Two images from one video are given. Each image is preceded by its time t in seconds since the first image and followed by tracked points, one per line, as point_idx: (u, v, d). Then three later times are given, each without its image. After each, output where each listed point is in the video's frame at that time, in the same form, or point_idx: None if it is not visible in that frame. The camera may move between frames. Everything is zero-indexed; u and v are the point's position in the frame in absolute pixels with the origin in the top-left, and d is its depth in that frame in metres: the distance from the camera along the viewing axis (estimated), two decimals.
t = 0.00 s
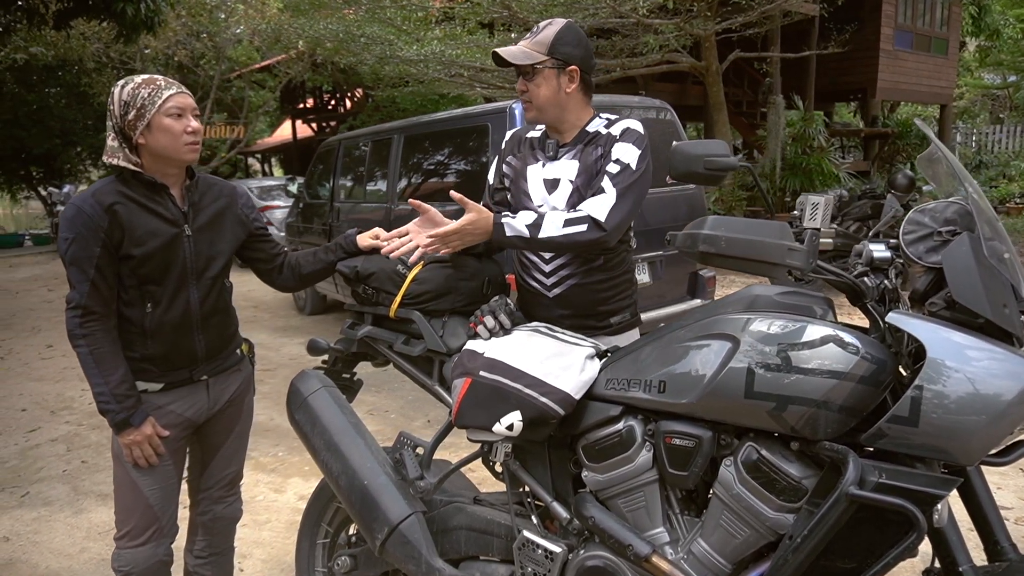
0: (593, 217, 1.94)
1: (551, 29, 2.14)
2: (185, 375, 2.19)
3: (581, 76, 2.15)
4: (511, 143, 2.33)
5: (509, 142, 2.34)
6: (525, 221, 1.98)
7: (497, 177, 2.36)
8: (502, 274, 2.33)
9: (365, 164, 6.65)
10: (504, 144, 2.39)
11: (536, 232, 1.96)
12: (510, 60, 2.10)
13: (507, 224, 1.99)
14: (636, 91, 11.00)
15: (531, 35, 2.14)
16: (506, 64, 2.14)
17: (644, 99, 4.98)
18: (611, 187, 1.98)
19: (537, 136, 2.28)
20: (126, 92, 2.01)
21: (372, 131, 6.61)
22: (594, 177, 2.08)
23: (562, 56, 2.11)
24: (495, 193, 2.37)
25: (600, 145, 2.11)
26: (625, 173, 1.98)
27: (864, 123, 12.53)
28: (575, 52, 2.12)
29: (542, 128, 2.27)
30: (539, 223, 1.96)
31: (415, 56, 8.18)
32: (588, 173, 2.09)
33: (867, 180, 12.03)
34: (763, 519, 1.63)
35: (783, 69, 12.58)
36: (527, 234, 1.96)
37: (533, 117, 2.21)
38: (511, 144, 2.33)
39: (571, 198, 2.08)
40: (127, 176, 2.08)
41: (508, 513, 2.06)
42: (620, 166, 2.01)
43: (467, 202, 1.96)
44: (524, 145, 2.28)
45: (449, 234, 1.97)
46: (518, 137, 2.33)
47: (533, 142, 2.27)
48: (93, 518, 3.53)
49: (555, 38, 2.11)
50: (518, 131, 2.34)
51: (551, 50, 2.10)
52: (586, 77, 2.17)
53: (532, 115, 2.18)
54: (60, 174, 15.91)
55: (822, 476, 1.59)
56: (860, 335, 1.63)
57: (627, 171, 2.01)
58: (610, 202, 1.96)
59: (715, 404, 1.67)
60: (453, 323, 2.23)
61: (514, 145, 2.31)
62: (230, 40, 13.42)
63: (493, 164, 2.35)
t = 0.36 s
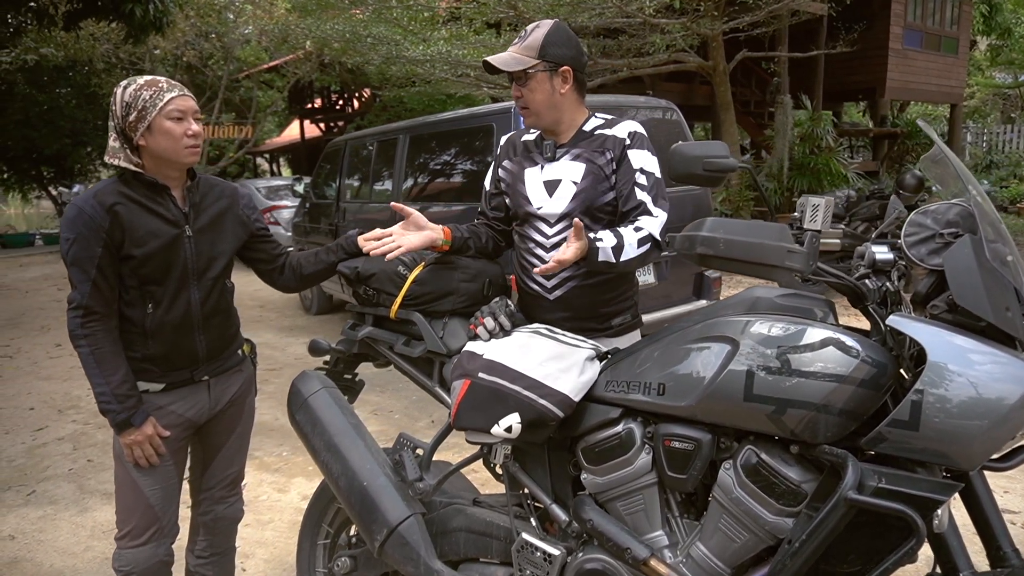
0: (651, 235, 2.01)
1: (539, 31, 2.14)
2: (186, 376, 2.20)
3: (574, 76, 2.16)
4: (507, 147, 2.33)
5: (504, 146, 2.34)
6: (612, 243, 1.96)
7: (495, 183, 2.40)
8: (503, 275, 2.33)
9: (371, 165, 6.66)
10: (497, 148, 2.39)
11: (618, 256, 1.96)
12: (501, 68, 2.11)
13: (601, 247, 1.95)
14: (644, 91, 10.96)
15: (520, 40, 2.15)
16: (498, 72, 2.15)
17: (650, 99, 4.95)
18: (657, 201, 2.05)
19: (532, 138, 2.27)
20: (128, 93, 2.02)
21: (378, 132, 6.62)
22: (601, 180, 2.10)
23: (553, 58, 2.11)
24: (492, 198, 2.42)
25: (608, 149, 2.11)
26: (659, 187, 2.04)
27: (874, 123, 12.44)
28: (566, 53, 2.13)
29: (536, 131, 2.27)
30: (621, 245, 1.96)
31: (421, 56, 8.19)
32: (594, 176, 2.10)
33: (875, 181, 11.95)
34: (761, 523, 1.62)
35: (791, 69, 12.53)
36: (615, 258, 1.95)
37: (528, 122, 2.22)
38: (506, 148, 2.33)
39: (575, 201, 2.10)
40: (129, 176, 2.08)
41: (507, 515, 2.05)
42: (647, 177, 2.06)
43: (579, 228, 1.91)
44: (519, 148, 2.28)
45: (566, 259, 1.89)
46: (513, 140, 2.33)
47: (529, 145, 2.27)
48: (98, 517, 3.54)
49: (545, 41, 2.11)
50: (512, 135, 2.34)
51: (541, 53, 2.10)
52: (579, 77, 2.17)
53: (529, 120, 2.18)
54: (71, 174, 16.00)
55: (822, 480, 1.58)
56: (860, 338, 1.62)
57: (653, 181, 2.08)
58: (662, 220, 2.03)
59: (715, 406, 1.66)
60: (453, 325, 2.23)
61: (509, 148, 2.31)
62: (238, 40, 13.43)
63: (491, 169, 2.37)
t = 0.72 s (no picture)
0: (654, 240, 1.98)
1: (539, 29, 2.12)
2: (183, 377, 2.18)
3: (573, 75, 2.13)
4: (505, 148, 2.31)
5: (502, 146, 2.32)
6: (620, 251, 1.92)
7: (493, 183, 2.38)
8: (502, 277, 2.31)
9: (377, 164, 6.66)
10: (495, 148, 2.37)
11: (625, 264, 1.93)
12: (500, 65, 2.09)
13: (609, 256, 1.91)
14: (652, 91, 10.91)
15: (520, 37, 2.13)
16: (496, 70, 2.13)
17: (657, 99, 4.91)
18: (660, 204, 2.02)
19: (531, 139, 2.24)
20: (126, 94, 2.00)
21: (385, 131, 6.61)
22: (601, 181, 2.07)
23: (552, 57, 2.08)
24: (492, 199, 2.41)
25: (608, 149, 2.08)
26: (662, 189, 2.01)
27: (884, 122, 12.33)
28: (566, 52, 2.11)
29: (535, 131, 2.24)
30: (628, 252, 1.92)
31: (427, 56, 8.19)
32: (594, 176, 2.07)
33: (886, 181, 11.84)
34: (760, 531, 1.59)
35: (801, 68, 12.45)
36: (620, 268, 1.93)
37: (528, 121, 2.19)
38: (505, 149, 2.30)
39: (573, 202, 2.07)
40: (126, 176, 2.07)
41: (503, 520, 2.03)
42: (648, 179, 2.04)
43: (590, 238, 1.86)
44: (517, 149, 2.25)
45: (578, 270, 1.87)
46: (511, 140, 2.31)
47: (527, 145, 2.24)
48: (101, 517, 3.54)
49: (544, 39, 2.09)
50: (511, 135, 2.31)
51: (540, 51, 2.07)
52: (578, 76, 2.15)
53: (528, 119, 2.15)
54: (82, 174, 16.10)
55: (823, 488, 1.55)
56: (862, 343, 1.58)
57: (654, 182, 2.05)
58: (665, 224, 2.00)
59: (713, 412, 1.63)
60: (451, 327, 2.21)
61: (508, 149, 2.28)
62: (248, 40, 13.51)
63: (489, 170, 2.34)
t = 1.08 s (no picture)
0: (647, 238, 1.93)
1: (534, 32, 2.09)
2: (176, 380, 2.16)
3: (569, 79, 2.09)
4: (502, 149, 2.28)
5: (500, 149, 2.29)
6: (599, 236, 1.89)
7: (490, 185, 2.36)
8: (499, 280, 2.28)
9: (383, 165, 6.65)
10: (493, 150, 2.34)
11: (605, 250, 1.89)
12: (492, 69, 2.06)
13: (586, 238, 1.88)
14: (661, 91, 10.86)
15: (515, 40, 2.10)
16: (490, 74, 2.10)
17: (664, 99, 4.86)
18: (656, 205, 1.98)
19: (528, 142, 2.21)
20: (116, 96, 1.99)
21: (391, 132, 6.60)
22: (598, 184, 2.04)
23: (547, 61, 2.05)
24: (489, 202, 2.39)
25: (606, 151, 2.05)
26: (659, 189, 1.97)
27: (896, 122, 12.21)
28: (562, 56, 2.07)
29: (532, 134, 2.21)
30: (610, 241, 1.89)
31: (434, 57, 8.18)
32: (591, 179, 2.04)
33: (898, 181, 11.73)
34: (755, 542, 1.55)
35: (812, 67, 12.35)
36: (599, 252, 1.88)
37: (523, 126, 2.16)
38: (502, 150, 2.28)
39: (569, 204, 2.04)
40: (119, 178, 2.05)
41: (497, 527, 2.00)
42: (645, 180, 2.00)
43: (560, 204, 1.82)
44: (514, 151, 2.22)
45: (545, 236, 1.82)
46: (508, 142, 2.28)
47: (524, 147, 2.21)
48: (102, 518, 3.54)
49: (539, 42, 2.05)
50: (508, 136, 2.28)
51: (535, 56, 2.04)
52: (574, 80, 2.11)
53: (522, 123, 2.12)
54: (94, 174, 16.21)
55: (820, 500, 1.51)
56: (860, 351, 1.54)
57: (651, 183, 2.01)
58: (659, 223, 1.95)
59: (708, 420, 1.59)
60: (445, 331, 2.18)
61: (504, 151, 2.26)
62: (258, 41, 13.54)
63: (486, 172, 2.32)
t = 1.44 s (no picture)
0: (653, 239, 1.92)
1: (529, 26, 2.06)
2: (169, 381, 2.15)
3: (563, 75, 2.07)
4: (496, 149, 2.24)
5: (492, 148, 2.25)
6: (618, 247, 1.85)
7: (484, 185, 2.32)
8: (495, 281, 2.25)
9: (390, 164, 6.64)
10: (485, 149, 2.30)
11: (624, 260, 1.85)
12: (486, 61, 2.03)
13: (608, 251, 1.84)
14: (670, 91, 10.81)
15: (509, 34, 2.07)
16: (484, 66, 2.07)
17: (670, 98, 4.81)
18: (657, 203, 1.97)
19: (522, 140, 2.18)
20: (108, 94, 1.98)
21: (397, 131, 6.59)
22: (593, 183, 2.01)
23: (540, 55, 2.03)
24: (483, 203, 2.35)
25: (601, 149, 2.03)
26: (659, 188, 1.97)
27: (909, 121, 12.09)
28: (556, 50, 2.04)
29: (526, 132, 2.18)
30: (627, 249, 1.85)
31: (441, 56, 8.17)
32: (586, 178, 2.01)
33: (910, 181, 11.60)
34: (750, 549, 1.51)
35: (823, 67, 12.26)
36: (619, 264, 1.85)
37: (517, 123, 2.13)
38: (495, 150, 2.24)
39: (566, 204, 2.01)
40: (112, 178, 2.04)
41: (491, 531, 1.97)
42: (644, 178, 1.99)
43: (585, 226, 1.78)
44: (507, 150, 2.19)
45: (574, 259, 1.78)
46: (501, 142, 2.24)
47: (517, 147, 2.18)
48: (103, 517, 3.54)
49: (534, 36, 2.03)
50: (501, 136, 2.25)
51: (529, 49, 2.02)
52: (568, 76, 2.08)
53: (515, 119, 2.09)
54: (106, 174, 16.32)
55: (817, 507, 1.46)
56: (859, 354, 1.50)
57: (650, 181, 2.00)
58: (663, 223, 1.96)
59: (703, 425, 1.56)
60: (440, 332, 2.15)
61: (497, 150, 2.22)
62: (266, 42, 13.68)
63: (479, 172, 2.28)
